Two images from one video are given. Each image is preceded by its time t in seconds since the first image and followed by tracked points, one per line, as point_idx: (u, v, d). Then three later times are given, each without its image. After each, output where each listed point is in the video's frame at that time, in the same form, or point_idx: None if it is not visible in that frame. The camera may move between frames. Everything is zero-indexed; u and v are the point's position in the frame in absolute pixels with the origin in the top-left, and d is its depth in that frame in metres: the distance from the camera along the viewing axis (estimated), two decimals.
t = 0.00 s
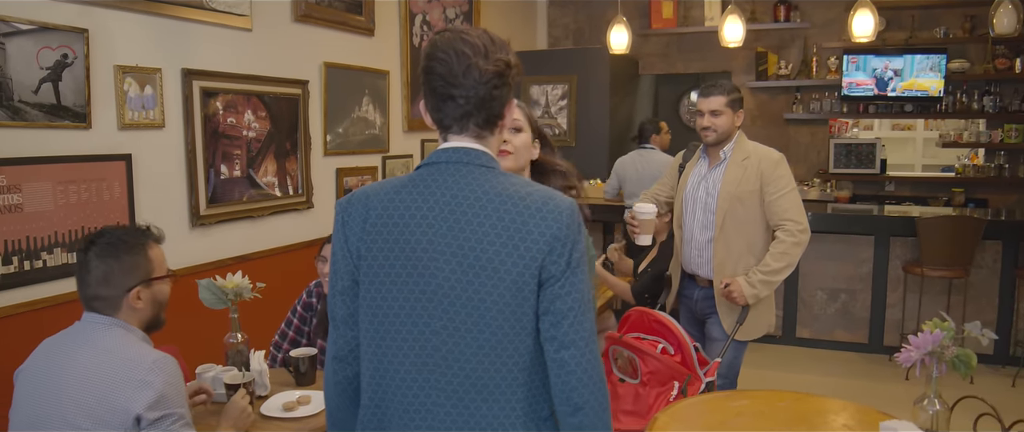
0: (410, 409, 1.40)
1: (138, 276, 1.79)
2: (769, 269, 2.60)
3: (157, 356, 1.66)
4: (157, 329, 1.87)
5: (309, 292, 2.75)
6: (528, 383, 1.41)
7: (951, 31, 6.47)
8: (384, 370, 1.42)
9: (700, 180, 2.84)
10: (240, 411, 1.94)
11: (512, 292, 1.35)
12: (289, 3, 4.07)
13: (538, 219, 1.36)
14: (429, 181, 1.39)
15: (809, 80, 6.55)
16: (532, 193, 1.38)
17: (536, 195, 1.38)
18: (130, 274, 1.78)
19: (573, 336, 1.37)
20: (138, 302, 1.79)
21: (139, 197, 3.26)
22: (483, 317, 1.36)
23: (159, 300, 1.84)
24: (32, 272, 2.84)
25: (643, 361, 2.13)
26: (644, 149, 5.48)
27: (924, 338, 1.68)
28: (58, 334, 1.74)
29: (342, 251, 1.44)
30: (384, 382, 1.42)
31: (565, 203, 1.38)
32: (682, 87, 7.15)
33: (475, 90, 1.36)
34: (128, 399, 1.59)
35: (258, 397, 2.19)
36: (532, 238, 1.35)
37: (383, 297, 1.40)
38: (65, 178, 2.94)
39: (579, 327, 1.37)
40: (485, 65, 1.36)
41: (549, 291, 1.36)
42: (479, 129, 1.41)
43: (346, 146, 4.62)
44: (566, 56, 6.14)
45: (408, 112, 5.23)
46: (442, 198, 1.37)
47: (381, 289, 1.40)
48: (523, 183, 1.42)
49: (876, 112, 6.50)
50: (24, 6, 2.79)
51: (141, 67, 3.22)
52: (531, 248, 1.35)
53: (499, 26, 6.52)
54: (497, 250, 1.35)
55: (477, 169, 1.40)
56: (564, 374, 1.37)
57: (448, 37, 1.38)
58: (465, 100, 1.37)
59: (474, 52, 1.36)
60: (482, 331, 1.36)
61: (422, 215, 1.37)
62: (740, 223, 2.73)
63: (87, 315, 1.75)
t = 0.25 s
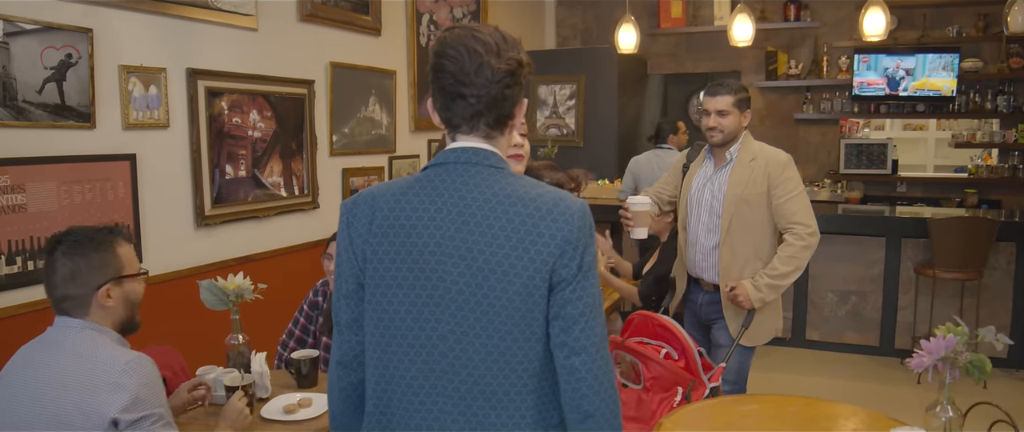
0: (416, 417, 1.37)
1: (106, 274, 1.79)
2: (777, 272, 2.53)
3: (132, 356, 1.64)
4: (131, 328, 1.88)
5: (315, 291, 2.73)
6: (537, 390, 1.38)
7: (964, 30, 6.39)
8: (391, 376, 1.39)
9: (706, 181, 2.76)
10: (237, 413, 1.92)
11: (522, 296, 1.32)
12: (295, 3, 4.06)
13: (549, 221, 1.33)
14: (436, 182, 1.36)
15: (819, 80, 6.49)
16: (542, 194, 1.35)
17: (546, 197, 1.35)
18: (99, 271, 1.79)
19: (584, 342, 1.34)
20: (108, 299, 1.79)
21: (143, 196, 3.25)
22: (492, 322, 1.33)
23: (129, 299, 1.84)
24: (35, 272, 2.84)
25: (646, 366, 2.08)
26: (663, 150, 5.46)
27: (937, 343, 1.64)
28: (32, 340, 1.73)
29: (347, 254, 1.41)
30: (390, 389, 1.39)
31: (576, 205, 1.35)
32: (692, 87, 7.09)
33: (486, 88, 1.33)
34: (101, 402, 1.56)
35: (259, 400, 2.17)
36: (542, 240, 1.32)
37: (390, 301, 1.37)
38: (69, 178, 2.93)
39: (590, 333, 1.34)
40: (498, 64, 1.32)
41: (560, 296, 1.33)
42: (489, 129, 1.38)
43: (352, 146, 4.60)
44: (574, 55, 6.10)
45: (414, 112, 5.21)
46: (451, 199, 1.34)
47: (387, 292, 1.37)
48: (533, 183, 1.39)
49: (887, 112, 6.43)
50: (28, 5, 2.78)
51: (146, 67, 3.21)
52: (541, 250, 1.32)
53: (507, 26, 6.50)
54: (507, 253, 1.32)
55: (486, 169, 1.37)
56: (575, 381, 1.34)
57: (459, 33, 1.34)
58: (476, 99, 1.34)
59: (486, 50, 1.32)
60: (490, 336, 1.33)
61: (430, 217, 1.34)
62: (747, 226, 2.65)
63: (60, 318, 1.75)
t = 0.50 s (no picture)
0: (420, 429, 1.34)
1: (75, 277, 1.87)
2: (782, 279, 2.47)
3: (106, 363, 1.71)
4: (107, 327, 1.96)
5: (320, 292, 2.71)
6: (544, 401, 1.36)
7: (976, 30, 6.32)
8: (394, 387, 1.36)
9: (711, 186, 2.67)
10: (231, 419, 1.93)
11: (530, 305, 1.30)
12: (300, 3, 4.04)
13: (558, 227, 1.30)
14: (442, 187, 1.33)
15: (829, 80, 6.42)
16: (550, 200, 1.33)
17: (555, 202, 1.33)
18: (67, 276, 1.86)
19: (593, 353, 1.31)
20: (79, 302, 1.87)
21: (146, 198, 3.24)
22: (499, 332, 1.30)
23: (102, 299, 1.92)
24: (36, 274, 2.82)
25: (646, 373, 2.04)
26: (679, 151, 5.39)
27: (949, 351, 1.60)
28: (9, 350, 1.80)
29: (348, 260, 1.38)
30: (393, 399, 1.36)
31: (585, 211, 1.33)
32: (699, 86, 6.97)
33: (499, 90, 1.31)
34: (73, 411, 1.63)
35: (258, 404, 2.15)
36: (551, 248, 1.29)
37: (393, 309, 1.34)
38: (71, 179, 2.91)
39: (600, 343, 1.32)
40: (511, 67, 1.31)
41: (569, 305, 1.31)
42: (498, 132, 1.36)
43: (357, 147, 4.58)
44: (581, 56, 6.05)
45: (420, 113, 5.18)
46: (457, 205, 1.31)
47: (392, 300, 1.34)
48: (540, 189, 1.36)
49: (898, 113, 6.35)
50: (29, 5, 2.77)
51: (148, 68, 3.20)
52: (551, 258, 1.29)
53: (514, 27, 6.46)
54: (515, 260, 1.30)
55: (492, 174, 1.34)
56: (583, 392, 1.31)
57: (470, 34, 1.32)
58: (488, 101, 1.32)
59: (498, 51, 1.30)
60: (497, 346, 1.31)
61: (436, 223, 1.31)
62: (754, 232, 2.58)
63: (34, 324, 1.84)
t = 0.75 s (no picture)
0: None
1: (52, 279, 1.98)
2: (787, 286, 2.43)
3: (89, 370, 1.82)
4: (89, 327, 2.06)
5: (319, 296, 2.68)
6: (547, 413, 1.33)
7: (986, 30, 6.25)
8: (393, 399, 1.33)
9: (716, 192, 2.62)
10: (224, 424, 1.93)
11: (535, 316, 1.27)
12: (302, 2, 4.01)
13: (564, 236, 1.27)
14: (443, 194, 1.30)
15: (836, 81, 6.36)
16: (555, 207, 1.30)
17: (560, 210, 1.30)
18: (44, 278, 1.97)
19: (599, 366, 1.29)
20: (59, 304, 1.99)
21: (146, 199, 3.22)
22: (502, 343, 1.27)
23: (80, 300, 2.04)
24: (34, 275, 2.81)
25: (645, 381, 2.00)
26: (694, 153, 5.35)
27: (960, 362, 1.56)
28: None
29: (346, 268, 1.35)
30: (391, 412, 1.33)
31: (591, 219, 1.30)
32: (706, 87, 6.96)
33: (507, 94, 1.29)
34: (58, 418, 1.74)
35: (254, 410, 2.13)
36: (557, 257, 1.27)
37: (393, 319, 1.31)
38: (70, 181, 2.89)
39: (605, 356, 1.29)
40: (520, 70, 1.29)
41: (574, 316, 1.28)
42: (504, 137, 1.34)
43: (360, 148, 4.55)
44: (587, 56, 6.01)
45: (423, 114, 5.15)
46: (459, 212, 1.28)
47: (391, 310, 1.31)
48: (544, 195, 1.33)
49: (906, 114, 6.28)
50: (28, 5, 2.75)
51: (148, 68, 3.18)
52: (556, 267, 1.27)
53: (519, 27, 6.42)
54: (519, 269, 1.27)
55: (495, 180, 1.31)
56: (588, 406, 1.29)
57: (477, 36, 1.30)
58: (496, 105, 1.29)
59: (506, 54, 1.28)
60: (500, 358, 1.28)
61: (437, 231, 1.28)
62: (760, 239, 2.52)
63: (15, 330, 1.94)
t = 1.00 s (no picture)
0: None
1: (43, 284, 2.05)
2: (792, 294, 2.38)
3: (79, 378, 1.87)
4: (82, 332, 2.14)
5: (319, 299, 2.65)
6: (550, 429, 1.30)
7: (995, 29, 6.18)
8: (391, 413, 1.30)
9: (721, 198, 2.56)
10: None
11: (538, 329, 1.24)
12: (304, 2, 3.99)
13: (568, 246, 1.24)
14: (444, 202, 1.27)
15: (843, 81, 6.30)
16: (560, 217, 1.26)
17: (565, 219, 1.26)
18: (34, 284, 2.04)
19: (604, 381, 1.25)
20: (51, 309, 2.06)
21: (145, 201, 3.20)
22: (503, 357, 1.24)
23: (72, 305, 2.12)
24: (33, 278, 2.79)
25: (643, 391, 1.97)
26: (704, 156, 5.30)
27: (971, 373, 1.51)
28: None
29: (344, 278, 1.32)
30: (389, 427, 1.30)
31: (597, 229, 1.27)
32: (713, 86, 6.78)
33: (513, 100, 1.25)
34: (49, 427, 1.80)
35: (250, 417, 2.11)
36: (562, 268, 1.23)
37: (391, 331, 1.28)
38: (69, 183, 2.87)
39: (610, 371, 1.26)
40: (526, 76, 1.26)
41: (578, 329, 1.25)
42: (508, 144, 1.31)
43: (362, 149, 4.53)
44: (592, 56, 5.96)
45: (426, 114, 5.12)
46: (461, 221, 1.25)
47: (390, 321, 1.28)
48: (548, 204, 1.30)
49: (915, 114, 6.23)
50: (26, 6, 2.73)
51: (148, 69, 3.15)
52: (561, 279, 1.23)
53: (524, 27, 6.38)
54: (522, 280, 1.24)
55: (498, 188, 1.28)
56: (592, 422, 1.26)
57: (481, 39, 1.26)
58: (501, 112, 1.26)
59: (511, 59, 1.25)
60: (501, 372, 1.25)
61: (438, 240, 1.25)
62: (765, 246, 2.47)
63: (8, 337, 2.01)
